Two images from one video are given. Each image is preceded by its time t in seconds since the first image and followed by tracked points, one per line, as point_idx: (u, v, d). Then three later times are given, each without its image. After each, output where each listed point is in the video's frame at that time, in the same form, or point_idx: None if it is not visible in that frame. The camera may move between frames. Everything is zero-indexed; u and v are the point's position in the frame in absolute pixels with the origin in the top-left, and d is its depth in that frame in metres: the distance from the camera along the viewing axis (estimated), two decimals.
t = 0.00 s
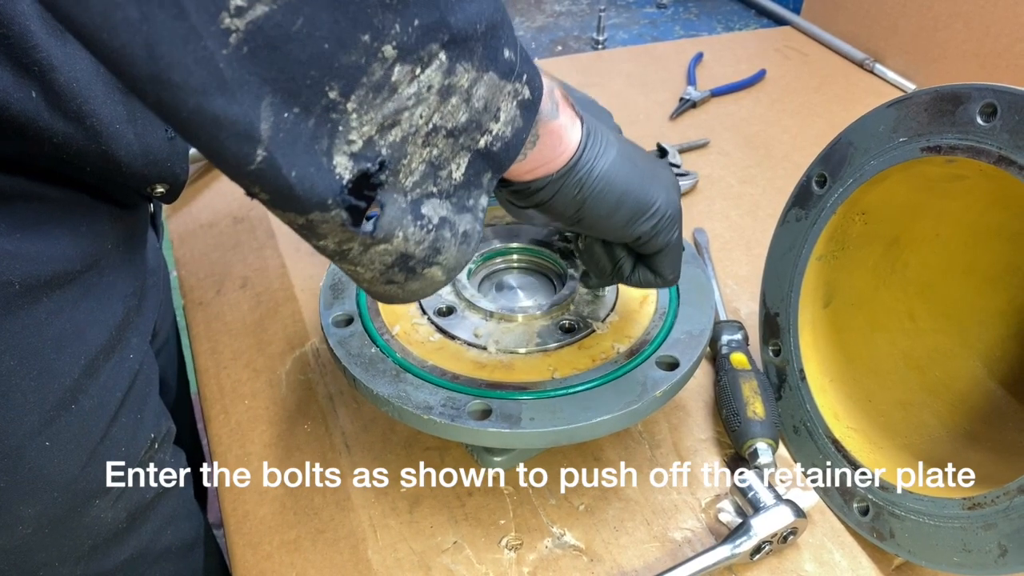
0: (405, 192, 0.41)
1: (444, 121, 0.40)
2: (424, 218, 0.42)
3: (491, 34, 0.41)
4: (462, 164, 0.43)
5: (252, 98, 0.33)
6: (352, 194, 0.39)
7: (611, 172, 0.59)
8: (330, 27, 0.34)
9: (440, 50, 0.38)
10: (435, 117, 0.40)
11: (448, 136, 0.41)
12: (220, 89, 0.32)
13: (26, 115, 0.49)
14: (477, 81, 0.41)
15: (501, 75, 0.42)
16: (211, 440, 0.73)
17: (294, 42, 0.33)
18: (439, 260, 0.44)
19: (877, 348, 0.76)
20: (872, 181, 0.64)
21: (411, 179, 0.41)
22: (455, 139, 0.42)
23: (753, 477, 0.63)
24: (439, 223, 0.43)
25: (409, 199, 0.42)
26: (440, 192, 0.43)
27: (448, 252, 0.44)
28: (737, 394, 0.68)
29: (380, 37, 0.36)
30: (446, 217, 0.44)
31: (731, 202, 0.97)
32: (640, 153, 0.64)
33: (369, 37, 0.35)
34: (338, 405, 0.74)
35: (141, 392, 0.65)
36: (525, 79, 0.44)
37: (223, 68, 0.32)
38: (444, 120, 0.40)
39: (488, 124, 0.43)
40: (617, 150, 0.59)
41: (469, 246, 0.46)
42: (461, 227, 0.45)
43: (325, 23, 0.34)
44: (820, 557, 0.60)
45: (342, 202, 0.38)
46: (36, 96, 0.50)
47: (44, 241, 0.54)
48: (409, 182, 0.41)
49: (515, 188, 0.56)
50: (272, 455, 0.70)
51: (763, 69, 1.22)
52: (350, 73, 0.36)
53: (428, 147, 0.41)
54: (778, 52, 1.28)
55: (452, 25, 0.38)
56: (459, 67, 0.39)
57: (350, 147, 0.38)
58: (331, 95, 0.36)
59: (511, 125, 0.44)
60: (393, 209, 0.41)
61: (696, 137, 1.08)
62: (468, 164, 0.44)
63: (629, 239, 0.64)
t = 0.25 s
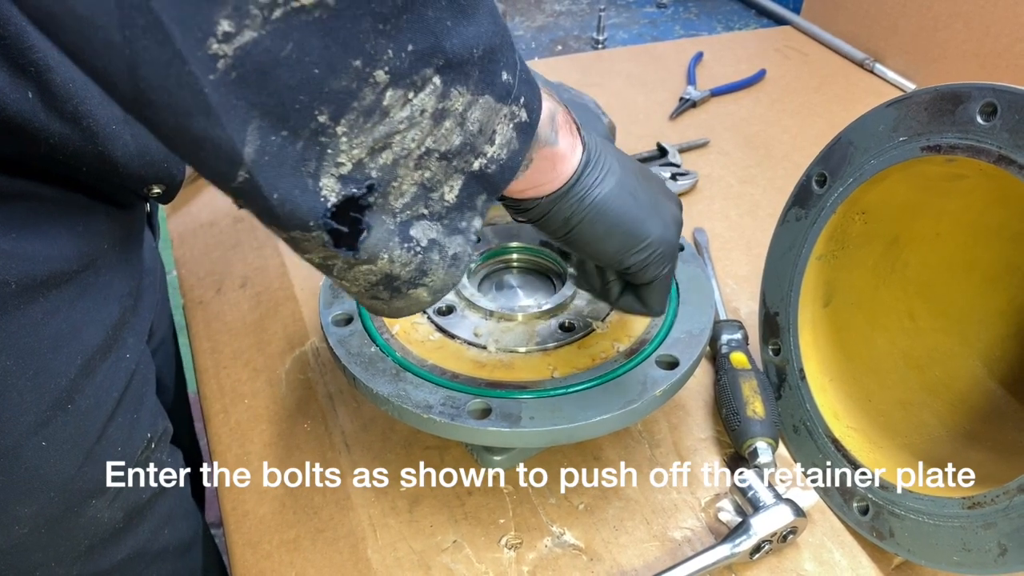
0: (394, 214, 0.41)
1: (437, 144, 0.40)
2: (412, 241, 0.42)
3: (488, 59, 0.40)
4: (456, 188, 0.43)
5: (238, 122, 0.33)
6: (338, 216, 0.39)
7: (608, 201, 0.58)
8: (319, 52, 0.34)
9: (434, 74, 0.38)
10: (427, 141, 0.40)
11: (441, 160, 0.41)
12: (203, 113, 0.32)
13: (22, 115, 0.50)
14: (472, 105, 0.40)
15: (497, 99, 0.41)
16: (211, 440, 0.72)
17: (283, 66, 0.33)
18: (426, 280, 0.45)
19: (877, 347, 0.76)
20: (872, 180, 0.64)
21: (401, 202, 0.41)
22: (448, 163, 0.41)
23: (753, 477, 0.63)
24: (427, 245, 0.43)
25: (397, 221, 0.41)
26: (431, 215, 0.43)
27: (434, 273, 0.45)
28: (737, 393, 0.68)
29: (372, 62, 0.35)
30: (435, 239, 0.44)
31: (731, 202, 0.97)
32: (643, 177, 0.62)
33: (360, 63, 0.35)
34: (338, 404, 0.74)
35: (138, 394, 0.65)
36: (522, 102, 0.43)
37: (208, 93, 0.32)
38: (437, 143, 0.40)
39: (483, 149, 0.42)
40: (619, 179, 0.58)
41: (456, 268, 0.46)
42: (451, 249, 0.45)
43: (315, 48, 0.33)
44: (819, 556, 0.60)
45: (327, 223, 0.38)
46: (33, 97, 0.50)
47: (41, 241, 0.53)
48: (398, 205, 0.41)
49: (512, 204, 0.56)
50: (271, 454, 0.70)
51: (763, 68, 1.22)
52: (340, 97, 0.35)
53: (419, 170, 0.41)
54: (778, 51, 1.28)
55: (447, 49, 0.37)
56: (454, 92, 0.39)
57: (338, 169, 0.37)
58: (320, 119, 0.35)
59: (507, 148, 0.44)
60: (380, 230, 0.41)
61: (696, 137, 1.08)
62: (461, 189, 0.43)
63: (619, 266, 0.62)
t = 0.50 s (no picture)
0: (391, 206, 0.41)
1: (431, 135, 0.40)
2: (409, 232, 0.42)
3: (481, 47, 0.40)
4: (451, 177, 0.43)
5: (238, 113, 0.33)
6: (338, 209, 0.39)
7: (605, 181, 0.57)
8: (317, 43, 0.34)
9: (429, 64, 0.38)
10: (422, 131, 0.40)
11: (435, 150, 0.41)
12: (206, 106, 0.32)
13: (22, 117, 0.50)
14: (466, 95, 0.40)
15: (490, 87, 0.41)
16: (212, 440, 0.73)
17: (281, 58, 0.33)
18: (426, 272, 0.45)
19: (877, 348, 0.76)
20: (872, 181, 0.64)
21: (397, 193, 0.41)
22: (443, 153, 0.41)
23: (753, 477, 0.63)
24: (425, 236, 0.43)
25: (395, 213, 0.41)
26: (427, 206, 0.43)
27: (434, 265, 0.45)
28: (737, 394, 0.68)
29: (368, 53, 0.35)
30: (433, 230, 0.44)
31: (731, 203, 0.97)
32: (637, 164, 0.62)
33: (358, 53, 0.35)
34: (338, 405, 0.74)
35: (137, 395, 0.65)
36: (515, 91, 0.43)
37: (208, 85, 0.32)
38: (432, 134, 0.40)
39: (477, 137, 0.42)
40: (609, 160, 0.58)
41: (455, 259, 0.46)
42: (448, 239, 0.45)
43: (313, 39, 0.34)
44: (819, 557, 0.60)
45: (327, 217, 0.38)
46: (32, 99, 0.51)
47: (39, 243, 0.54)
48: (395, 197, 0.41)
49: (509, 201, 0.56)
50: (272, 454, 0.70)
51: (763, 69, 1.22)
52: (337, 87, 0.35)
53: (415, 161, 0.41)
54: (778, 52, 1.28)
55: (442, 39, 0.38)
56: (448, 82, 0.39)
57: (336, 161, 0.38)
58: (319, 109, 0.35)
59: (500, 138, 0.44)
60: (378, 222, 0.41)
61: (696, 137, 1.08)
62: (457, 178, 0.43)
63: (624, 245, 0.62)
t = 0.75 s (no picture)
0: (394, 196, 0.41)
1: (434, 125, 0.40)
2: (413, 221, 0.42)
3: (483, 39, 0.40)
4: (454, 166, 0.43)
5: (240, 108, 0.33)
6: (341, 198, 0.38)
7: (608, 174, 0.57)
8: (318, 36, 0.34)
9: (431, 56, 0.37)
10: (425, 122, 0.39)
11: (438, 139, 0.41)
12: (209, 102, 0.32)
13: (20, 120, 0.51)
14: (468, 85, 0.40)
15: (491, 78, 0.41)
16: (212, 442, 0.73)
17: (283, 53, 0.33)
18: (428, 262, 0.44)
19: (875, 350, 0.76)
20: (870, 184, 0.64)
21: (401, 183, 0.41)
22: (445, 142, 0.41)
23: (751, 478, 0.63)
24: (428, 225, 0.43)
25: (398, 202, 0.41)
26: (430, 195, 0.43)
27: (437, 254, 0.44)
28: (736, 395, 0.68)
29: (370, 45, 0.35)
30: (436, 219, 0.43)
31: (730, 204, 0.98)
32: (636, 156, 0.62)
33: (359, 45, 0.35)
34: (338, 406, 0.74)
35: (134, 398, 0.65)
36: (519, 80, 0.43)
37: (211, 81, 0.32)
38: (434, 124, 0.40)
39: (479, 127, 0.42)
40: (613, 153, 0.58)
41: (457, 247, 0.45)
42: (450, 228, 0.44)
43: (314, 32, 0.33)
44: (817, 558, 0.60)
45: (332, 207, 0.38)
46: (30, 102, 0.51)
47: (38, 246, 0.54)
48: (399, 189, 0.41)
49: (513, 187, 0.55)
50: (272, 456, 0.70)
51: (762, 71, 1.23)
52: (338, 80, 0.35)
53: (417, 151, 0.40)
54: (777, 54, 1.28)
55: (443, 31, 0.37)
56: (449, 73, 0.39)
57: (339, 153, 0.37)
58: (319, 104, 0.35)
59: (501, 127, 0.43)
60: (381, 212, 0.41)
61: (695, 139, 1.09)
62: (458, 167, 0.43)
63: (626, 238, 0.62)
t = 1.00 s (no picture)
0: (413, 205, 0.42)
1: (451, 134, 0.41)
2: (432, 230, 0.43)
3: (497, 49, 0.41)
4: (472, 176, 0.43)
5: (266, 114, 0.34)
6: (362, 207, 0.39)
7: (616, 186, 0.57)
8: (339, 44, 0.35)
9: (447, 65, 0.38)
10: (441, 131, 0.40)
11: (455, 149, 0.41)
12: (235, 109, 0.33)
13: (17, 125, 0.50)
14: (484, 95, 0.41)
15: (506, 88, 0.42)
16: (210, 443, 0.73)
17: (309, 60, 0.34)
18: (448, 270, 0.44)
19: (871, 351, 0.76)
20: (866, 186, 0.65)
21: (419, 192, 0.42)
22: (462, 152, 0.42)
23: (748, 479, 0.63)
24: (447, 234, 0.43)
25: (417, 211, 0.42)
26: (449, 204, 0.43)
27: (456, 263, 0.44)
28: (733, 397, 0.68)
29: (389, 54, 0.36)
30: (454, 228, 0.44)
31: (727, 206, 0.98)
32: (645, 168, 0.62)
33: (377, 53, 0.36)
34: (336, 408, 0.75)
35: (131, 401, 0.65)
36: (530, 92, 0.44)
37: (238, 89, 0.32)
38: (451, 133, 0.41)
39: (494, 137, 0.43)
40: (621, 166, 0.58)
41: (475, 257, 0.46)
42: (469, 238, 0.45)
43: (335, 40, 0.34)
44: (814, 559, 0.61)
45: (354, 215, 0.39)
46: (25, 108, 0.51)
47: (33, 250, 0.54)
48: (416, 196, 0.42)
49: (520, 199, 0.56)
50: (269, 457, 0.71)
51: (760, 72, 1.23)
52: (360, 89, 0.36)
53: (435, 160, 0.41)
54: (775, 55, 1.28)
55: (459, 41, 0.38)
56: (466, 82, 0.39)
57: (360, 161, 0.38)
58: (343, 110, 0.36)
59: (516, 138, 0.44)
60: (401, 220, 0.41)
61: (693, 140, 1.09)
62: (477, 177, 0.44)
63: (632, 251, 0.61)
